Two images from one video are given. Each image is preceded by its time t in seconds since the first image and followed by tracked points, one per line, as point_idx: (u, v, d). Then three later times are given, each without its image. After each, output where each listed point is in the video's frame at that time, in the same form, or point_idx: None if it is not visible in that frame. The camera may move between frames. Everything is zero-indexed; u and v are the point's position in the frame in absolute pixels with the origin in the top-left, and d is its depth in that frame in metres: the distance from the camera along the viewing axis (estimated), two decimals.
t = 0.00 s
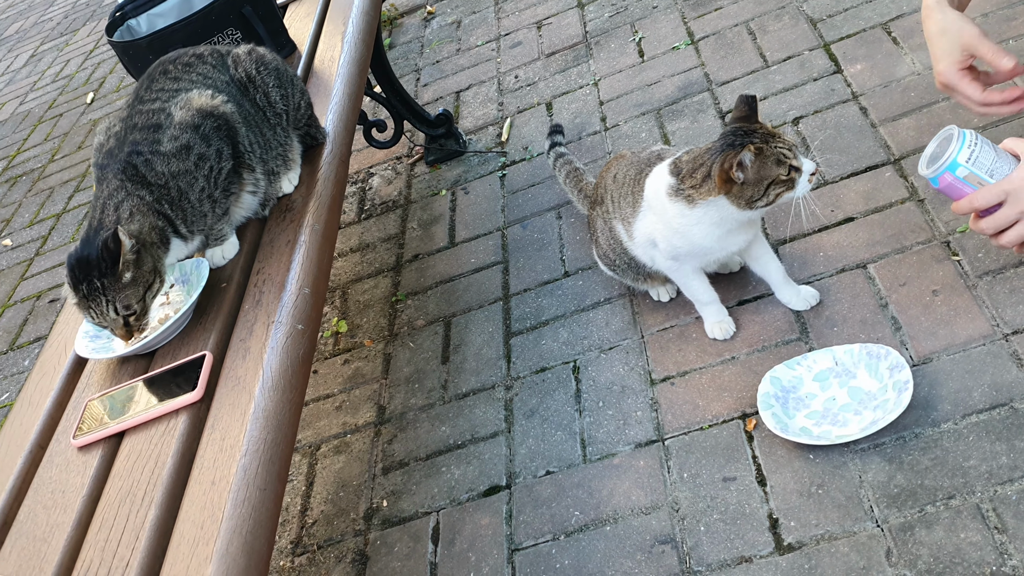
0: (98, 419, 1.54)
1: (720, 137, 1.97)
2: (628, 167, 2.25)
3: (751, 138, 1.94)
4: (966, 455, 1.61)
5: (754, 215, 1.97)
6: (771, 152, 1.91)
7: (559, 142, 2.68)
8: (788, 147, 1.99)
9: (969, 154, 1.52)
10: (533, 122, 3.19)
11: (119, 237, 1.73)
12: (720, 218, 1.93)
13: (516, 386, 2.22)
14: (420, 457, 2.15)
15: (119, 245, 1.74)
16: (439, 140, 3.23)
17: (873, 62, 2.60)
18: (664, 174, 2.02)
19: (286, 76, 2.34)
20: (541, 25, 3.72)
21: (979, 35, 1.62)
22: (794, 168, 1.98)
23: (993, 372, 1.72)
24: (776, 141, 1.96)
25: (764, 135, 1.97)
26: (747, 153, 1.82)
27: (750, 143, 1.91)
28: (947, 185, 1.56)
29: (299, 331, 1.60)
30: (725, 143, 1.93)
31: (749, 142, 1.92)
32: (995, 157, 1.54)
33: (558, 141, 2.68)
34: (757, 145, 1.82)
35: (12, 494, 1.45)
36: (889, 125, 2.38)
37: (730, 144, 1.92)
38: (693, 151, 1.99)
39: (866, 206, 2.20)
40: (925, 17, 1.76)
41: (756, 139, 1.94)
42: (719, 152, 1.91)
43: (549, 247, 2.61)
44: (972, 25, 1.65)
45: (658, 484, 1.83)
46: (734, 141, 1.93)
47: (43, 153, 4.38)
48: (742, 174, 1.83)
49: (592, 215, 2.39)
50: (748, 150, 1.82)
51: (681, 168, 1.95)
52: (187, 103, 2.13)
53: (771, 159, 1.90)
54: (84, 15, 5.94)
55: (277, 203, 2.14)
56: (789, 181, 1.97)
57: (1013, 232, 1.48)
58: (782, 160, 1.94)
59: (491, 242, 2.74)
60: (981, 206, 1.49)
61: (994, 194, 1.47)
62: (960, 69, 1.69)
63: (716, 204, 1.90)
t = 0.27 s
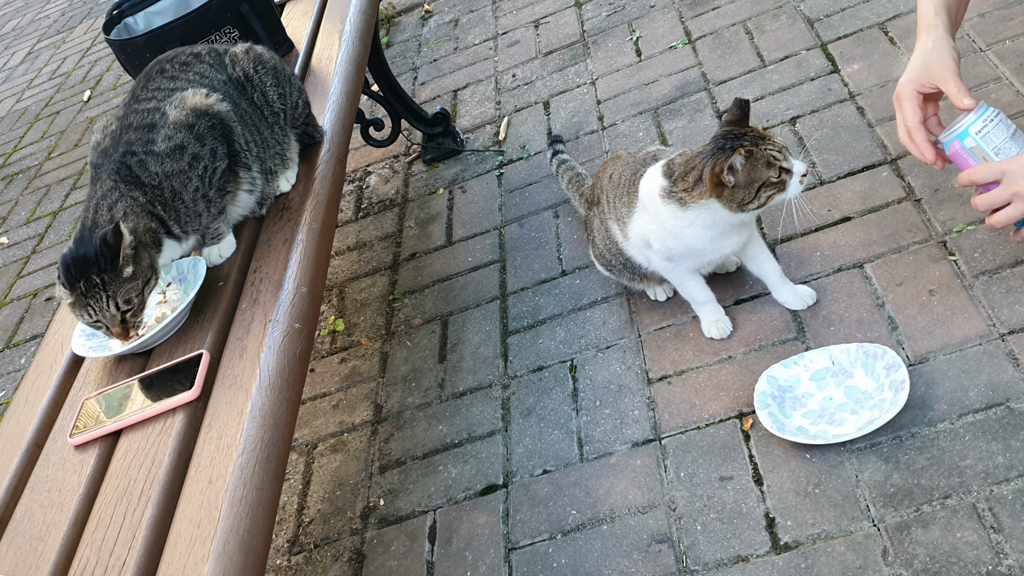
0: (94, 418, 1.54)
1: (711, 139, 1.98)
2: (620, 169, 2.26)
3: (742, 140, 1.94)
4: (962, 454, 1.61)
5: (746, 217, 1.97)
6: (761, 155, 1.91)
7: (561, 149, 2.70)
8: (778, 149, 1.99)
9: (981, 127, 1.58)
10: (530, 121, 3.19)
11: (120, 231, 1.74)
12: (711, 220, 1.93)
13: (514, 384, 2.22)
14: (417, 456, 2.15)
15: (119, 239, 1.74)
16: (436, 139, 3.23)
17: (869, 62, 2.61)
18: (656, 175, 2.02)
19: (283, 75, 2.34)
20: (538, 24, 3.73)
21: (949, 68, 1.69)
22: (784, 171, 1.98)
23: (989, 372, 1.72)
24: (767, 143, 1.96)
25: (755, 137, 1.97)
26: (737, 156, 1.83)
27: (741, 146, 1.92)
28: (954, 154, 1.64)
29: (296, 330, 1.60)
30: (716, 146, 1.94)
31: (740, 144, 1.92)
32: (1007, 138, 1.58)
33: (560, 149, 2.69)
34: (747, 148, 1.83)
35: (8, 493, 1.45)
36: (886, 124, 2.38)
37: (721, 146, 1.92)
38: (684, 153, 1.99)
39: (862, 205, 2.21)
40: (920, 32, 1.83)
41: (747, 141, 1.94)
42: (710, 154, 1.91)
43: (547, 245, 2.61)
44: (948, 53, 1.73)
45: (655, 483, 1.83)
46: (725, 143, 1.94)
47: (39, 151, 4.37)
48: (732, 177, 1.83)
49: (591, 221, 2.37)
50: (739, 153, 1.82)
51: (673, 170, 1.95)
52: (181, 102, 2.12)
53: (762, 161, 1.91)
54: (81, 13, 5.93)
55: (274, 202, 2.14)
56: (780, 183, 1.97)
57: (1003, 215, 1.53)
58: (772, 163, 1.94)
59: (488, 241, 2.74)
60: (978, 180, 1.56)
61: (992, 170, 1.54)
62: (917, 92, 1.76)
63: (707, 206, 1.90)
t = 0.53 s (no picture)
0: (91, 416, 1.54)
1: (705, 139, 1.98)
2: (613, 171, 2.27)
3: (735, 143, 1.93)
4: (960, 454, 1.62)
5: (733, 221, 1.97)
6: (752, 160, 1.90)
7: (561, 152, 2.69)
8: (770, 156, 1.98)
9: (1001, 124, 1.58)
10: (528, 119, 3.19)
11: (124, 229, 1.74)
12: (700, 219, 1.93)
13: (511, 383, 2.22)
14: (414, 455, 2.15)
15: (123, 237, 1.74)
16: (435, 137, 3.23)
17: (867, 61, 2.61)
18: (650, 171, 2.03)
19: (281, 73, 2.35)
20: (536, 22, 3.73)
21: (958, 79, 1.70)
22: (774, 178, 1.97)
23: (987, 371, 1.72)
24: (759, 148, 1.95)
25: (749, 142, 1.97)
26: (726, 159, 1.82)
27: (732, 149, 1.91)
28: (971, 147, 1.63)
29: (294, 328, 1.60)
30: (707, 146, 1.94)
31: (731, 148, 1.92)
32: None
33: (560, 152, 2.69)
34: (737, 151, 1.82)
35: (6, 491, 1.45)
36: (884, 123, 2.38)
37: (713, 147, 1.92)
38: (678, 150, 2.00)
39: (860, 204, 2.21)
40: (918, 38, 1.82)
41: (739, 145, 1.94)
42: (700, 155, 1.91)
43: (544, 244, 2.61)
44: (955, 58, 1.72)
45: (653, 482, 1.83)
46: (717, 145, 1.93)
47: (37, 148, 4.37)
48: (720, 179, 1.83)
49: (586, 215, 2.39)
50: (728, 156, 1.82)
51: (664, 165, 1.95)
52: (179, 100, 2.12)
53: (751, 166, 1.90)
54: (78, 10, 5.93)
55: (272, 200, 2.14)
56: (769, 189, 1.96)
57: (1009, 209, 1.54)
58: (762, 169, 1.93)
59: (486, 240, 2.74)
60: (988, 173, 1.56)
61: (998, 166, 1.53)
62: (924, 98, 1.73)
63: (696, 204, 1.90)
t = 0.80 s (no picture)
0: (91, 414, 1.54)
1: (703, 145, 1.97)
2: (608, 169, 2.30)
3: (729, 156, 1.93)
4: (959, 453, 1.62)
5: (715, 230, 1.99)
6: (738, 178, 1.91)
7: (565, 157, 2.68)
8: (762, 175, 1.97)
9: (996, 128, 1.57)
10: (528, 119, 3.19)
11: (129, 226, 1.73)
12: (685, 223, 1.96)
13: (510, 382, 2.22)
14: (413, 454, 2.15)
15: (126, 233, 1.73)
16: (434, 136, 3.23)
17: (867, 61, 2.61)
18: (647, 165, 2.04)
19: (281, 72, 2.35)
20: (536, 22, 3.73)
21: (953, 79, 1.70)
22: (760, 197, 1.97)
23: (986, 371, 1.72)
24: (751, 166, 1.95)
25: (744, 157, 1.96)
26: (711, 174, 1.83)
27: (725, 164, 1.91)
28: (967, 150, 1.63)
29: (294, 327, 1.60)
30: (702, 153, 1.94)
31: (722, 161, 1.91)
32: (1021, 142, 1.56)
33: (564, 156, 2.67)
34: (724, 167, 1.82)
35: (6, 490, 1.45)
36: (883, 123, 2.38)
37: (706, 156, 1.92)
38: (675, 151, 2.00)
39: (860, 204, 2.21)
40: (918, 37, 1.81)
41: (732, 159, 1.93)
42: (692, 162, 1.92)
43: (544, 243, 2.61)
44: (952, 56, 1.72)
45: (652, 482, 1.83)
46: (711, 153, 1.93)
47: (36, 147, 4.37)
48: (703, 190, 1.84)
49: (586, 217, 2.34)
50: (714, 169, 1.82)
51: (659, 165, 1.97)
52: (179, 99, 2.12)
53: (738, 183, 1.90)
54: (78, 9, 5.93)
55: (272, 199, 2.14)
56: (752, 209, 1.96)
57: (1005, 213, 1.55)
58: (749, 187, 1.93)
59: (485, 239, 2.74)
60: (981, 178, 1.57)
61: (993, 171, 1.53)
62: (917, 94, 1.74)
63: (680, 209, 1.93)
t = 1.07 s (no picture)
0: (91, 414, 1.54)
1: (712, 170, 1.96)
2: (602, 164, 2.35)
3: (730, 191, 1.92)
4: (959, 453, 1.61)
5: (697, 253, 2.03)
6: (730, 219, 1.92)
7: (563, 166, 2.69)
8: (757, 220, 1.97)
9: (990, 152, 1.58)
10: (528, 118, 3.19)
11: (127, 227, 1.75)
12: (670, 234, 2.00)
13: (510, 382, 2.22)
14: (413, 453, 2.15)
15: (124, 236, 1.74)
16: (433, 136, 3.23)
17: (867, 60, 2.61)
18: (656, 167, 2.04)
19: (280, 71, 2.35)
20: (536, 21, 3.73)
21: (965, 53, 1.70)
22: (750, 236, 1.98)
23: (986, 370, 1.72)
24: (749, 207, 1.94)
25: (746, 194, 1.94)
26: (701, 208, 1.85)
27: (723, 200, 1.90)
28: (962, 176, 1.64)
29: (294, 326, 1.60)
30: (706, 177, 1.94)
31: (720, 198, 1.90)
32: (1014, 162, 1.59)
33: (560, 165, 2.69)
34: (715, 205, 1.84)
35: (5, 490, 1.45)
36: (884, 122, 2.38)
37: (709, 185, 1.92)
38: (685, 166, 2.00)
39: (860, 204, 2.21)
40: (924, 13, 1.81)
41: (733, 196, 1.92)
42: (692, 184, 1.92)
43: (544, 243, 2.61)
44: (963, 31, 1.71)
45: (652, 481, 1.83)
46: (715, 182, 1.93)
47: (36, 147, 4.37)
48: (690, 219, 1.87)
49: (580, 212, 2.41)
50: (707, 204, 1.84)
51: (662, 175, 1.98)
52: (178, 98, 2.12)
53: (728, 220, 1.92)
54: (77, 9, 5.93)
55: (272, 198, 2.14)
56: (737, 245, 1.98)
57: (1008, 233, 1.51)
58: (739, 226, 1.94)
59: (485, 239, 2.74)
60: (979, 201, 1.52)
61: (993, 194, 1.49)
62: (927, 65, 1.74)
63: (669, 224, 1.97)
